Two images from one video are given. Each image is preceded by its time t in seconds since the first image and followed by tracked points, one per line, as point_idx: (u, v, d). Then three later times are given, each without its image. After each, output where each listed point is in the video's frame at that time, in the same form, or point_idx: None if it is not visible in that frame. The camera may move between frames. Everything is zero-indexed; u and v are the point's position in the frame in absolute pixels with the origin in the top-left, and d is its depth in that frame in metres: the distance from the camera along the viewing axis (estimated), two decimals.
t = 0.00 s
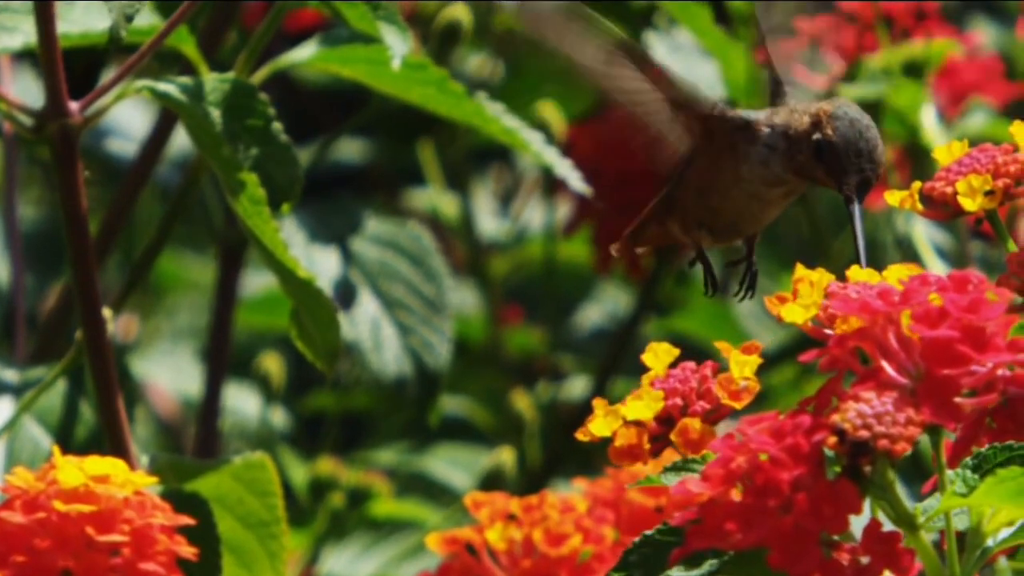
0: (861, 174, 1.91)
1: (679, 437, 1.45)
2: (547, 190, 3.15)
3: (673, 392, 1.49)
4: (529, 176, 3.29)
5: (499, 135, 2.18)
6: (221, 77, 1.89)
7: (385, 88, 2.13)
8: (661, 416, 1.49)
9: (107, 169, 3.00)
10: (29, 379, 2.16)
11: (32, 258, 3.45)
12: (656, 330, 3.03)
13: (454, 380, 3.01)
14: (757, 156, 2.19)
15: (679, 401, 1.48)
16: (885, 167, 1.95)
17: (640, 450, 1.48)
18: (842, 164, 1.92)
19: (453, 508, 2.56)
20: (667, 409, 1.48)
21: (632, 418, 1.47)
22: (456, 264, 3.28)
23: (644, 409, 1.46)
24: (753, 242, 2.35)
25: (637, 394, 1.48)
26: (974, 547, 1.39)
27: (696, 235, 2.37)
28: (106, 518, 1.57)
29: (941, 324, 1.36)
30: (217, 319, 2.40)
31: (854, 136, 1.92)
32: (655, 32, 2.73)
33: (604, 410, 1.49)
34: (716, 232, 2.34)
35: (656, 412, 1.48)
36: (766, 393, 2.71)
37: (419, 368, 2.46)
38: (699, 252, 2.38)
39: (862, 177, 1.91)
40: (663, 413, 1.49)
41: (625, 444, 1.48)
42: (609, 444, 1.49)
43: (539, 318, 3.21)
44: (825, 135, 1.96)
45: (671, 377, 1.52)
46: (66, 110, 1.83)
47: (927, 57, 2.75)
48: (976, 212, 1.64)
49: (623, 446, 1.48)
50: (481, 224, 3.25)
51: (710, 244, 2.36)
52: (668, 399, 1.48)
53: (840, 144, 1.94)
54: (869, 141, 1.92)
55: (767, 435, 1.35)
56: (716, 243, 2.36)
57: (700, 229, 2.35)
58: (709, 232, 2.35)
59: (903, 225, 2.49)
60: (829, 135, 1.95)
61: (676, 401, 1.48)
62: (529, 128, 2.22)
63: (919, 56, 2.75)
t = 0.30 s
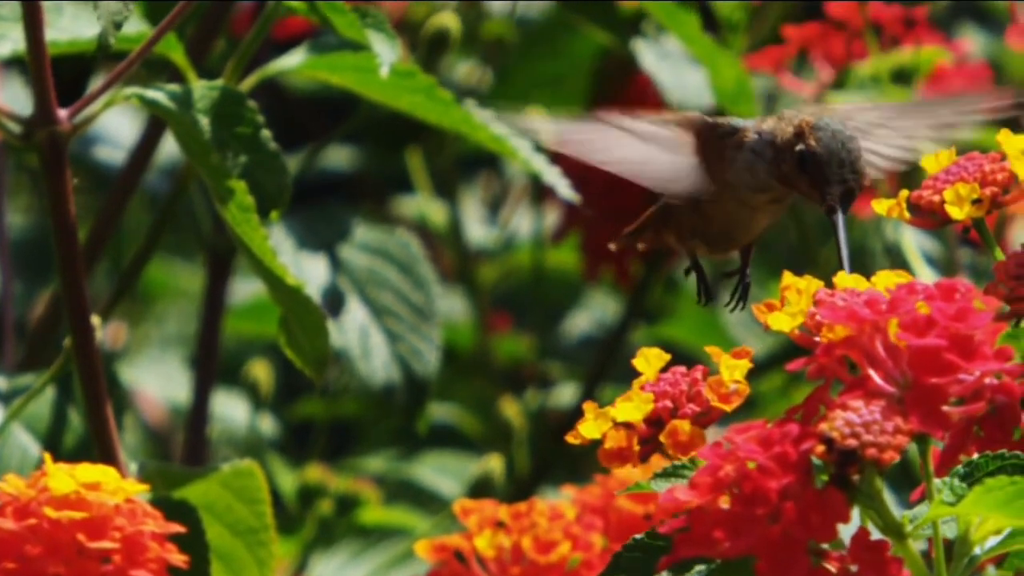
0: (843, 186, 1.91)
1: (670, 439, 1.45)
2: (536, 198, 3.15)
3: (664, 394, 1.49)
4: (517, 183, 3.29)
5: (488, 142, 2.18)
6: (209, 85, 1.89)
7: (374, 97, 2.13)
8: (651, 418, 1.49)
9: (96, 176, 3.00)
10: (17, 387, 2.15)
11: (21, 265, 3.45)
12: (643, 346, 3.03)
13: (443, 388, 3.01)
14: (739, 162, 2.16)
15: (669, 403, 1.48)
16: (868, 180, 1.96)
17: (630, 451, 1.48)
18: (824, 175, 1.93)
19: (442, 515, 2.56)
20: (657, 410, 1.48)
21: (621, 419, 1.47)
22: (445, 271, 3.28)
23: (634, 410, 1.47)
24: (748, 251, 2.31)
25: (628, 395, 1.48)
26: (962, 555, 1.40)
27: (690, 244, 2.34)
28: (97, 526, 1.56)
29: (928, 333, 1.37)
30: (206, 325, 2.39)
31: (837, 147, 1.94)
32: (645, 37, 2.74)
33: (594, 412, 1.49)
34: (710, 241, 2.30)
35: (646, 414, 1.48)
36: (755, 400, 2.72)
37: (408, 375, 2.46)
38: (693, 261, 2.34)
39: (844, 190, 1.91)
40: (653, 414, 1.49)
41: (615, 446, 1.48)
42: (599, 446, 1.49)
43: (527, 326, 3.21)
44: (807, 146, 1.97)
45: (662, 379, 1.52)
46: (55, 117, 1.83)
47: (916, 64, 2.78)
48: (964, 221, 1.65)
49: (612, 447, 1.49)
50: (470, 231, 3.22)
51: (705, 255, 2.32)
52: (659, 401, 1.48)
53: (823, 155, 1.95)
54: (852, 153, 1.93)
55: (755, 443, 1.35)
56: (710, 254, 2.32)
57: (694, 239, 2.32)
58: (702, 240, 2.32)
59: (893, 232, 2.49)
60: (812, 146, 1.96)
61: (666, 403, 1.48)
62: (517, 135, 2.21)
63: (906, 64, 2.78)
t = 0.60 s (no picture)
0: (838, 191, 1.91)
1: (666, 438, 1.46)
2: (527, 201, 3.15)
3: (660, 393, 1.49)
4: (508, 186, 3.30)
5: (478, 146, 2.18)
6: (200, 89, 1.90)
7: (364, 100, 2.14)
8: (648, 418, 1.49)
9: (87, 180, 3.00)
10: (7, 390, 2.15)
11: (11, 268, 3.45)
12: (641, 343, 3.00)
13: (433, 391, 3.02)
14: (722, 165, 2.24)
15: (667, 402, 1.49)
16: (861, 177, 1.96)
17: (625, 450, 1.47)
18: (818, 179, 1.94)
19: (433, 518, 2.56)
20: (654, 409, 1.48)
21: (619, 418, 1.47)
22: (435, 274, 3.28)
23: (630, 409, 1.47)
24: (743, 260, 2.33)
25: (625, 394, 1.48)
26: (953, 557, 1.40)
27: (684, 251, 2.36)
28: (89, 527, 1.56)
29: (919, 335, 1.37)
30: (197, 327, 2.39)
31: (827, 149, 1.93)
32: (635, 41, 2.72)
33: (590, 411, 1.48)
34: (703, 247, 2.33)
35: (643, 413, 1.48)
36: (746, 403, 2.73)
37: (399, 378, 2.46)
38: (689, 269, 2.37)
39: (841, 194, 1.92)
40: (650, 414, 1.49)
41: (611, 444, 1.47)
42: (594, 444, 1.48)
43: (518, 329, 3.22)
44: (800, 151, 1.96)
45: (658, 379, 1.52)
46: (46, 120, 1.83)
47: (908, 69, 2.73)
48: (953, 225, 1.66)
49: (609, 445, 1.47)
50: (461, 234, 3.22)
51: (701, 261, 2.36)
52: (655, 400, 1.49)
53: (814, 158, 1.95)
54: (845, 154, 1.93)
55: (745, 445, 1.35)
56: (706, 260, 2.35)
57: (687, 243, 2.35)
58: (696, 245, 2.35)
59: (883, 236, 2.50)
60: (803, 149, 1.96)
61: (663, 402, 1.49)
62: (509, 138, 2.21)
63: (899, 68, 2.73)
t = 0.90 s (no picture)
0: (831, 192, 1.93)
1: (663, 432, 1.44)
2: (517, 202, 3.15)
3: (659, 386, 1.49)
4: (498, 187, 3.30)
5: (468, 146, 2.18)
6: (190, 89, 1.89)
7: (353, 101, 2.14)
8: (645, 410, 1.49)
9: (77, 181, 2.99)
10: None
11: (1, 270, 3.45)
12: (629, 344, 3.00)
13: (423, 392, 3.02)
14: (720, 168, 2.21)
15: (664, 396, 1.48)
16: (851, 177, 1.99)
17: (622, 442, 1.47)
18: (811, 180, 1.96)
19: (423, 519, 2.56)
20: (652, 403, 1.48)
21: (615, 411, 1.46)
22: (425, 275, 3.28)
23: (628, 402, 1.46)
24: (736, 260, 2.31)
25: (623, 386, 1.47)
26: (943, 557, 1.40)
27: (674, 249, 2.34)
28: (80, 528, 1.56)
29: (909, 333, 1.38)
30: (187, 328, 2.39)
31: (821, 151, 1.95)
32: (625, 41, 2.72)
33: (587, 404, 1.47)
34: (697, 248, 2.31)
35: (640, 406, 1.47)
36: (736, 404, 2.73)
37: (389, 378, 2.46)
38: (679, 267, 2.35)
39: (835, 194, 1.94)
40: (648, 407, 1.49)
41: (608, 437, 1.47)
42: (592, 437, 1.49)
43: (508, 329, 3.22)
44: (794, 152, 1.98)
45: (655, 373, 1.52)
46: (35, 121, 1.82)
47: (898, 69, 2.73)
48: (942, 227, 1.66)
49: (606, 438, 1.48)
50: (450, 234, 3.23)
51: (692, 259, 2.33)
52: (653, 394, 1.48)
53: (807, 160, 1.97)
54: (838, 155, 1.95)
55: (736, 443, 1.35)
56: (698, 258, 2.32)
57: (679, 241, 2.32)
58: (688, 245, 2.32)
59: (874, 237, 2.51)
60: (796, 151, 1.97)
61: (660, 395, 1.48)
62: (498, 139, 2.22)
63: (889, 68, 2.73)
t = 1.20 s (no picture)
0: (821, 196, 1.93)
1: (651, 436, 1.45)
2: (506, 206, 3.15)
3: (647, 390, 1.49)
4: (487, 191, 3.30)
5: (457, 150, 2.18)
6: (180, 93, 1.89)
7: (343, 105, 2.13)
8: (633, 415, 1.49)
9: (66, 185, 2.99)
10: None
11: None
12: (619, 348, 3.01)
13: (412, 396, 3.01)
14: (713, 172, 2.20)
15: (651, 400, 1.48)
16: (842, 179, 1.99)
17: (610, 447, 1.47)
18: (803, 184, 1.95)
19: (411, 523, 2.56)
20: (640, 406, 1.48)
21: (604, 414, 1.46)
22: (414, 279, 3.28)
23: (616, 405, 1.46)
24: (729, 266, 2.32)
25: (611, 390, 1.48)
26: (934, 558, 1.40)
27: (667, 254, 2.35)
28: (68, 533, 1.56)
29: (900, 333, 1.38)
30: (175, 333, 2.38)
31: (811, 154, 1.95)
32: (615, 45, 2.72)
33: (576, 408, 1.48)
34: (690, 254, 2.32)
35: (628, 409, 1.47)
36: (725, 408, 2.73)
37: (378, 383, 2.45)
38: (671, 274, 2.36)
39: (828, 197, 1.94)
40: (635, 411, 1.48)
41: (597, 441, 1.47)
42: (580, 442, 1.48)
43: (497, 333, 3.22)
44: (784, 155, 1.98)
45: (644, 377, 1.52)
46: (25, 124, 1.82)
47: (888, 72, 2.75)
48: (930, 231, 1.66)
49: (594, 443, 1.47)
50: (440, 238, 3.23)
51: (685, 266, 2.35)
52: (641, 398, 1.48)
53: (798, 162, 1.96)
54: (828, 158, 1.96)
55: (726, 444, 1.36)
56: (691, 265, 2.34)
57: (671, 248, 2.33)
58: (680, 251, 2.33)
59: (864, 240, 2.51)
60: (787, 153, 1.97)
61: (649, 399, 1.48)
62: (488, 143, 2.21)
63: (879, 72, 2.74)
